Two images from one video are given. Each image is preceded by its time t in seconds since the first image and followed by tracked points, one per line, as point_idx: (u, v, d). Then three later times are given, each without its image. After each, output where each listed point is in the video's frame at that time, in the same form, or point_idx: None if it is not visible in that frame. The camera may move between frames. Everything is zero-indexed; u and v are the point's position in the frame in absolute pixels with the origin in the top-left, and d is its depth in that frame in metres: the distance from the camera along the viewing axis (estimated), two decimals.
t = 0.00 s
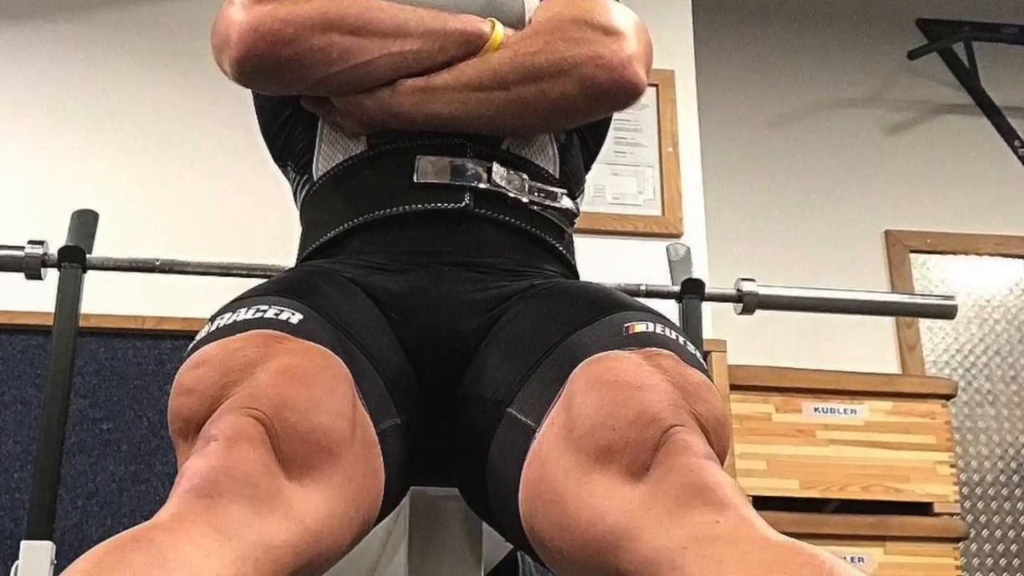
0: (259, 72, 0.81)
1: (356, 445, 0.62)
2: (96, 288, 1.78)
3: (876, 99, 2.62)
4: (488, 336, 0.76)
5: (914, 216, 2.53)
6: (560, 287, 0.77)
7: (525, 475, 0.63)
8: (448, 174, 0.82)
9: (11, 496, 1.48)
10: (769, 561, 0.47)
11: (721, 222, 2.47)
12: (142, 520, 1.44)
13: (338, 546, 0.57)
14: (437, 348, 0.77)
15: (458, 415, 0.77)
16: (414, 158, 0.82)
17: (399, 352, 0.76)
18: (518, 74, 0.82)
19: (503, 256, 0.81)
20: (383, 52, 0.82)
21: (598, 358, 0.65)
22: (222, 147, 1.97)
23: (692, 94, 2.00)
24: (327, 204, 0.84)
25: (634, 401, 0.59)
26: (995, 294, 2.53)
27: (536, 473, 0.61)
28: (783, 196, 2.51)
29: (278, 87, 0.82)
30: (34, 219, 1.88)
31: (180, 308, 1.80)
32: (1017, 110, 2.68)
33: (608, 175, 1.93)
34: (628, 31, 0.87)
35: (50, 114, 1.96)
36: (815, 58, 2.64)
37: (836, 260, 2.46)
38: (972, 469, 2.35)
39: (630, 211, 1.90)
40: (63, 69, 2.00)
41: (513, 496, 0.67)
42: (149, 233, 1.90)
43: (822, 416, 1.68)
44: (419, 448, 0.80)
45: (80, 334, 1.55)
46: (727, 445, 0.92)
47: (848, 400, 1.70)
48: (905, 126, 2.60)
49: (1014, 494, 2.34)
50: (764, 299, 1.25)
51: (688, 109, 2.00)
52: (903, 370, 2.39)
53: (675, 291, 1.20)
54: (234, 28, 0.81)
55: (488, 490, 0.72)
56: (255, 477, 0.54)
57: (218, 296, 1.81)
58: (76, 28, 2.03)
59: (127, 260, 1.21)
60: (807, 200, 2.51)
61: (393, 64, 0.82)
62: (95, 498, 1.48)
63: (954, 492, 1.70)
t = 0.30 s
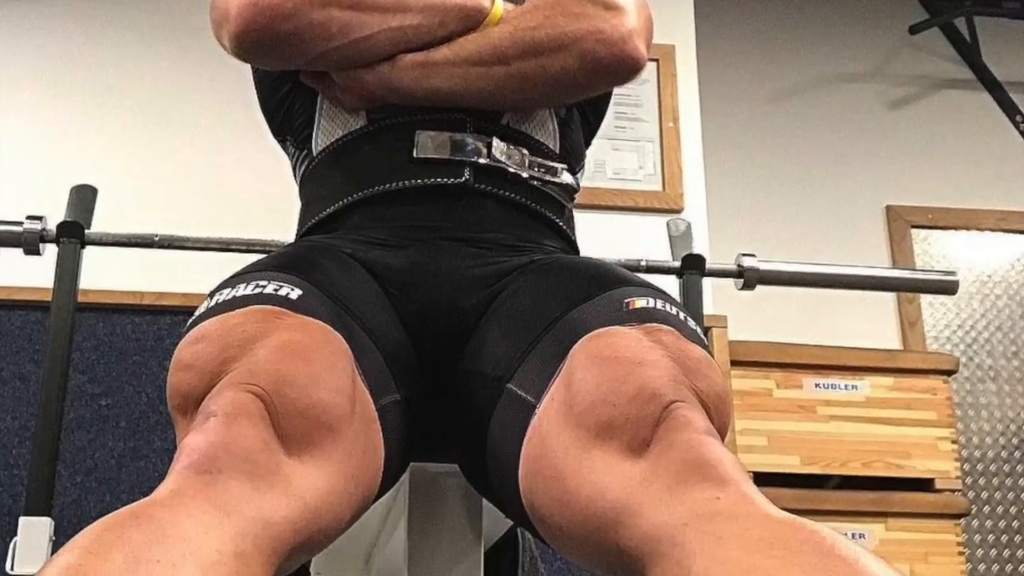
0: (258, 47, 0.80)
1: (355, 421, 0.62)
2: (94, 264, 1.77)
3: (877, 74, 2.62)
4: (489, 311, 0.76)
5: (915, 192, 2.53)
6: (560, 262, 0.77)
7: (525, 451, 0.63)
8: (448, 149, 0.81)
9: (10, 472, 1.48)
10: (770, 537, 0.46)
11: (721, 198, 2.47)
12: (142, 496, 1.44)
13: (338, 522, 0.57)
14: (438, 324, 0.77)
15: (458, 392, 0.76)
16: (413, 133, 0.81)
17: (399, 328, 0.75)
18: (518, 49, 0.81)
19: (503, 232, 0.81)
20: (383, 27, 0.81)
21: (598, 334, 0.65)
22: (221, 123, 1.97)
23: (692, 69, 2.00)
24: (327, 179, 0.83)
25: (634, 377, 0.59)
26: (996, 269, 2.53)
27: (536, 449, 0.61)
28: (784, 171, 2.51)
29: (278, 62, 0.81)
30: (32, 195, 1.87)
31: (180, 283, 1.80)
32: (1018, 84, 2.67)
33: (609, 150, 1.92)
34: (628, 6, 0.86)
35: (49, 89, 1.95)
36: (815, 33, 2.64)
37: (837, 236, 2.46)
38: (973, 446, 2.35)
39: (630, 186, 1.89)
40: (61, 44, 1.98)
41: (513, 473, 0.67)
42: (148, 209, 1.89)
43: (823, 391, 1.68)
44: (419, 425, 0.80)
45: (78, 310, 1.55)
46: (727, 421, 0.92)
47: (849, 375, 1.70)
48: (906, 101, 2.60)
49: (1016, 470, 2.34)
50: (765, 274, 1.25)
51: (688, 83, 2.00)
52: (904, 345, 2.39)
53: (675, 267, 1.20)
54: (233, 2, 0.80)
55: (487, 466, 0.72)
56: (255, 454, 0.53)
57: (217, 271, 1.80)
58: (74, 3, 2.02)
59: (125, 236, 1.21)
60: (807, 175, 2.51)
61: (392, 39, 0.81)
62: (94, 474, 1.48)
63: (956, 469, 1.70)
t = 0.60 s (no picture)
0: (255, 21, 0.78)
1: (355, 397, 0.62)
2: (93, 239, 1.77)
3: (879, 50, 2.61)
4: (488, 287, 0.76)
5: (917, 168, 2.53)
6: (561, 238, 0.76)
7: (525, 426, 0.63)
8: (448, 124, 0.80)
9: (8, 448, 1.48)
10: (770, 514, 0.46)
11: (721, 174, 2.47)
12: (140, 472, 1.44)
13: (338, 498, 0.57)
14: (438, 299, 0.77)
15: (458, 368, 0.76)
16: (413, 108, 0.81)
17: (399, 304, 0.75)
18: (518, 24, 0.79)
19: (503, 207, 0.80)
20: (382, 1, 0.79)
21: (598, 310, 0.65)
22: (220, 97, 1.96)
23: (693, 43, 1.99)
24: (326, 154, 0.83)
25: (634, 352, 0.59)
26: (998, 245, 2.53)
27: (536, 425, 0.61)
28: (785, 147, 2.50)
29: (276, 37, 0.79)
30: (31, 170, 1.86)
31: (179, 258, 1.79)
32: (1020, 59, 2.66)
33: (609, 125, 1.91)
34: None
35: (47, 64, 1.93)
36: (816, 8, 2.63)
37: (838, 211, 2.46)
38: (974, 422, 2.35)
39: (631, 161, 1.88)
40: (59, 18, 1.97)
41: (513, 449, 0.67)
42: (147, 184, 1.88)
43: (823, 367, 1.68)
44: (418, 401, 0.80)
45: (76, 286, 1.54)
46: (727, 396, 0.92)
47: (850, 350, 1.70)
48: (908, 76, 2.60)
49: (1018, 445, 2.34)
50: (766, 250, 1.25)
51: (688, 58, 1.99)
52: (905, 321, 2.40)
53: (675, 243, 1.20)
54: None
55: (487, 442, 0.72)
56: (254, 429, 0.53)
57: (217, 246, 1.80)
58: None
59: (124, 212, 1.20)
60: (808, 150, 2.51)
61: (392, 13, 0.79)
62: (92, 450, 1.48)
63: (956, 444, 1.71)
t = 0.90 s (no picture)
0: None
1: (355, 372, 0.62)
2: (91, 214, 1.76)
3: (880, 25, 2.61)
4: (489, 263, 0.75)
5: (918, 143, 2.53)
6: (561, 213, 0.76)
7: (524, 403, 0.63)
8: (447, 100, 0.80)
9: (8, 424, 1.48)
10: (771, 490, 0.46)
11: (722, 149, 2.46)
12: (139, 448, 1.45)
13: (338, 475, 0.57)
14: (438, 275, 0.76)
15: (457, 344, 0.76)
16: (413, 84, 0.80)
17: (399, 280, 0.75)
18: None
19: (503, 182, 0.80)
20: None
21: (599, 285, 0.64)
22: (219, 73, 1.96)
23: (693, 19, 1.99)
24: (326, 129, 0.82)
25: (634, 329, 0.58)
26: (999, 220, 2.52)
27: (536, 401, 0.61)
28: (786, 121, 2.49)
29: (274, 12, 0.78)
30: (29, 145, 1.85)
31: (178, 234, 1.79)
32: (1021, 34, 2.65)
33: (609, 100, 1.90)
34: None
35: (46, 39, 1.92)
36: None
37: (839, 186, 2.45)
38: (976, 398, 2.35)
39: (631, 136, 1.88)
40: None
41: (513, 424, 0.67)
42: (145, 160, 1.88)
43: (823, 343, 1.68)
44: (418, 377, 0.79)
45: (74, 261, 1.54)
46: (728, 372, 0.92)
47: (851, 326, 1.70)
48: (909, 52, 2.59)
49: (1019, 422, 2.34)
50: (766, 225, 1.25)
51: (688, 33, 1.98)
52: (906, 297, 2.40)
53: (676, 219, 1.19)
54: None
55: (487, 419, 0.72)
56: (253, 405, 0.53)
57: (216, 221, 1.80)
58: None
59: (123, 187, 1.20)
60: (809, 125, 2.50)
61: None
62: (92, 426, 1.48)
63: (958, 421, 1.71)
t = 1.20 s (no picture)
0: None
1: (354, 352, 0.61)
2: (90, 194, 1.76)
3: (881, 4, 2.60)
4: (488, 242, 0.75)
5: (919, 122, 2.52)
6: (561, 192, 0.76)
7: (524, 383, 0.63)
8: (447, 79, 0.79)
9: (6, 404, 1.48)
10: (772, 470, 0.46)
11: (723, 129, 2.45)
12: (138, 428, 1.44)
13: (337, 455, 0.57)
14: (438, 254, 0.76)
15: (457, 323, 0.76)
16: (412, 63, 0.80)
17: (398, 259, 0.74)
18: None
19: (503, 161, 0.80)
20: None
21: (598, 265, 0.64)
22: (218, 52, 1.95)
23: None
24: (325, 108, 0.82)
25: (635, 308, 0.58)
26: (1001, 200, 2.52)
27: (536, 381, 0.61)
28: (787, 100, 2.49)
29: None
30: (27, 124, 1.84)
31: (177, 213, 1.79)
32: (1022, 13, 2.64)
33: (609, 80, 1.89)
34: None
35: (44, 18, 1.91)
36: None
37: (840, 166, 2.45)
38: (977, 377, 2.35)
39: (631, 115, 1.87)
40: None
41: (512, 404, 0.67)
42: (144, 139, 1.87)
43: (824, 323, 1.68)
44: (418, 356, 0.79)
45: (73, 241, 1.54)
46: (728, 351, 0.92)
47: (851, 306, 1.70)
48: (910, 31, 2.58)
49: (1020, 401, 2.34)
50: (766, 205, 1.24)
51: (689, 11, 1.97)
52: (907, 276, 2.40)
53: (676, 198, 1.19)
54: None
55: (487, 398, 0.71)
56: (252, 385, 0.53)
57: (215, 200, 1.80)
58: None
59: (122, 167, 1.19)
60: (810, 104, 2.49)
61: None
62: (90, 406, 1.47)
63: (959, 401, 1.70)
